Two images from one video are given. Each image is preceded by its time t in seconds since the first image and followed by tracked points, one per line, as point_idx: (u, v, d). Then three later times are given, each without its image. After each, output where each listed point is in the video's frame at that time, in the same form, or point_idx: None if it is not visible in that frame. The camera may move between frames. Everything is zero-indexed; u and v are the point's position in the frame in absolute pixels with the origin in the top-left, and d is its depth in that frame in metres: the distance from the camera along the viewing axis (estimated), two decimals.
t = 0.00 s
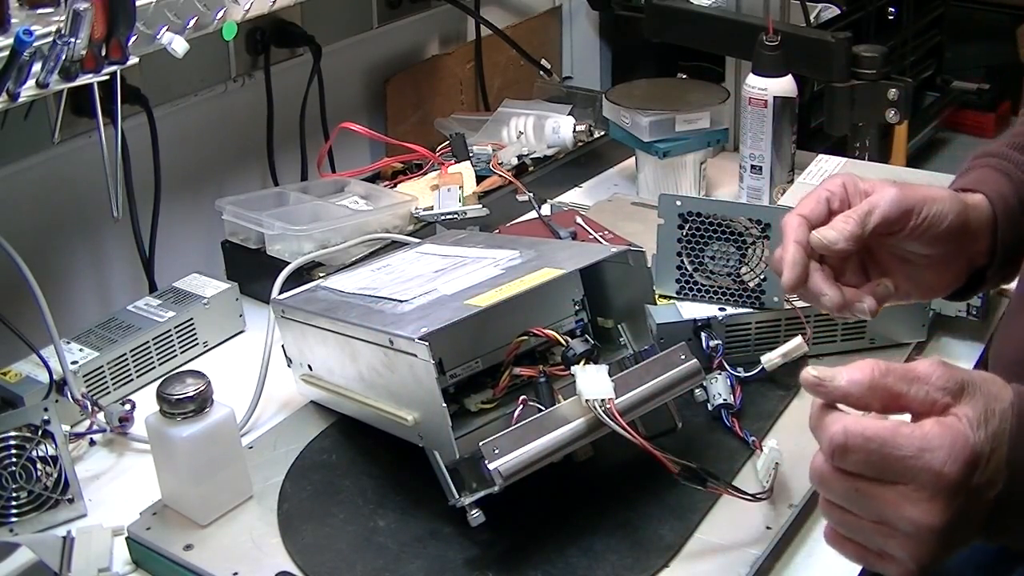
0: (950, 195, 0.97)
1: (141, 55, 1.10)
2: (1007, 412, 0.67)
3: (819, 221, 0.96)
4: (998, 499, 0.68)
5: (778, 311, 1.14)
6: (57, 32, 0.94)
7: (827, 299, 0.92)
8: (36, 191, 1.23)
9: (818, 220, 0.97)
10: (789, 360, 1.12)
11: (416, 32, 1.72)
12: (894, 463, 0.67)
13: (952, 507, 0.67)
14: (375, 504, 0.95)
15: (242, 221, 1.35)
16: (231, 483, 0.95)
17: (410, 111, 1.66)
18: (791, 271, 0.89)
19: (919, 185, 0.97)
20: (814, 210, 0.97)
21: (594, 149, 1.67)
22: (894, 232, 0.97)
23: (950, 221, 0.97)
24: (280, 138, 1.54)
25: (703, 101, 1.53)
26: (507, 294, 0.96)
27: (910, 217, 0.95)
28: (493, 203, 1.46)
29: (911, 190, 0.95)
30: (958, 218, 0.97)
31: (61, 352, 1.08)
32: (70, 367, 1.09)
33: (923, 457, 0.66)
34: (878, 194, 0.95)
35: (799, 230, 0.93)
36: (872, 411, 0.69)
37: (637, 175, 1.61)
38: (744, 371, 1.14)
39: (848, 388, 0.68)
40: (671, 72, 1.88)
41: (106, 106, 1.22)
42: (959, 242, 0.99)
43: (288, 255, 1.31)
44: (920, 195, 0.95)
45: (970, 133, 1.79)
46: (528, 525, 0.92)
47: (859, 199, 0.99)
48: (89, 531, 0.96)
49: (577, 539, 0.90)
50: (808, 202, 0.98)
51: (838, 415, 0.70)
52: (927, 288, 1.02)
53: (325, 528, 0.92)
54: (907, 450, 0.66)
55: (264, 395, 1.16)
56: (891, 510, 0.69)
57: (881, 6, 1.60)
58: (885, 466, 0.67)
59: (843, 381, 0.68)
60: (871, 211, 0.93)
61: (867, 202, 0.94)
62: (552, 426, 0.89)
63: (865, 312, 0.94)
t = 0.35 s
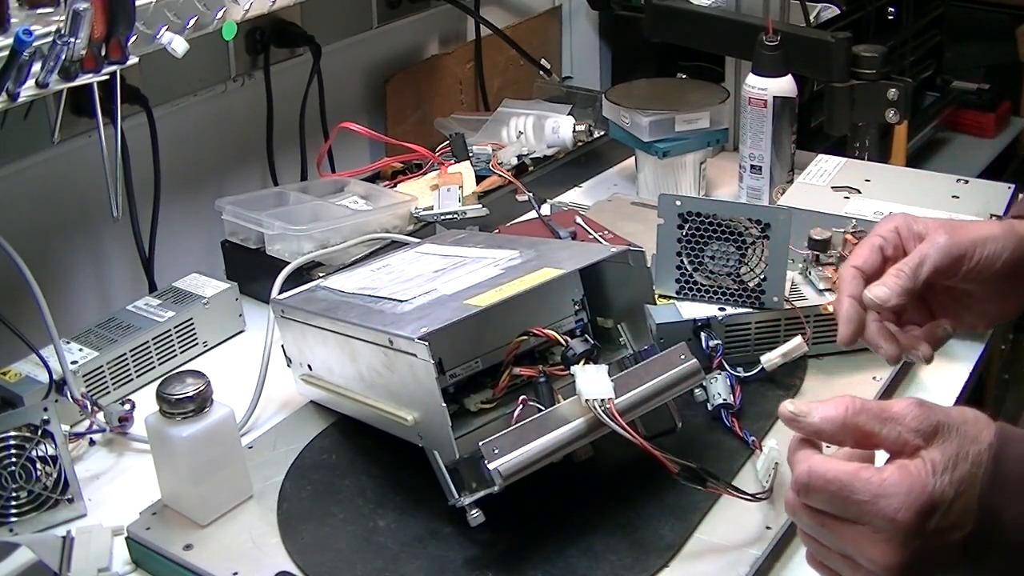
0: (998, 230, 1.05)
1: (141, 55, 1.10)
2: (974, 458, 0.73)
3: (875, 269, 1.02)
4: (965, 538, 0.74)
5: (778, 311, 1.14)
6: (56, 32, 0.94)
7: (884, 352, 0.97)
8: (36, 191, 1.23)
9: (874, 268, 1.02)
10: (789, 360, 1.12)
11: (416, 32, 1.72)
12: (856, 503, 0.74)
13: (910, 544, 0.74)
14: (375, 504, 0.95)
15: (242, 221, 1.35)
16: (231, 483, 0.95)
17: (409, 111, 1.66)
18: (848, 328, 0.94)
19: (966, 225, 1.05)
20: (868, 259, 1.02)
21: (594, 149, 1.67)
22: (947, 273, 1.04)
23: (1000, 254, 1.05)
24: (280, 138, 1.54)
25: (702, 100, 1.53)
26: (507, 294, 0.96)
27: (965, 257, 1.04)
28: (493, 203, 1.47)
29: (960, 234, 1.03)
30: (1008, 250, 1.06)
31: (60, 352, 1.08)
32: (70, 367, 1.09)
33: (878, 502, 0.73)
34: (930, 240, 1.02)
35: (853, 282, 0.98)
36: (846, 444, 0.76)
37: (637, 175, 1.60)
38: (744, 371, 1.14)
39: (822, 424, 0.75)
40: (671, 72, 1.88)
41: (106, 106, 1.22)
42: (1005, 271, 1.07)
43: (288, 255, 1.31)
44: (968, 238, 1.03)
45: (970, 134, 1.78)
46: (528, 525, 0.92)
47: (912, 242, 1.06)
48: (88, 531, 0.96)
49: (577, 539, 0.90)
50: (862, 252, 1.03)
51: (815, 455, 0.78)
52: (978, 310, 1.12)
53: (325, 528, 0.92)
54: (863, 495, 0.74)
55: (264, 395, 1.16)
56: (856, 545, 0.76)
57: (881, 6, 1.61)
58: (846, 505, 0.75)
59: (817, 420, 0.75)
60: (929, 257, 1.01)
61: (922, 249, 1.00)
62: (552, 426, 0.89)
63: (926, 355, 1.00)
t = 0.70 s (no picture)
0: None
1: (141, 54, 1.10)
2: (876, 478, 0.77)
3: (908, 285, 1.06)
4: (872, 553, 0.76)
5: (778, 311, 1.14)
6: (56, 32, 0.94)
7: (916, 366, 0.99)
8: (36, 191, 1.23)
9: (905, 284, 1.05)
10: (789, 360, 1.12)
11: (416, 32, 1.72)
12: (760, 524, 0.77)
13: (813, 559, 0.77)
14: (375, 504, 0.95)
15: (242, 221, 1.35)
16: (231, 483, 0.95)
17: (409, 111, 1.66)
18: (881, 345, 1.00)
19: (998, 237, 1.04)
20: (899, 275, 1.05)
21: (593, 149, 1.67)
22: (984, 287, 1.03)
23: None
24: (280, 138, 1.54)
25: (702, 100, 1.53)
26: (507, 294, 0.96)
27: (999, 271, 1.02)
28: (493, 203, 1.46)
29: (991, 247, 1.02)
30: None
31: (60, 352, 1.08)
32: (70, 367, 1.09)
33: (776, 514, 0.77)
34: (961, 256, 1.02)
35: (885, 300, 1.03)
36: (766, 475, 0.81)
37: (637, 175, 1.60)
38: (744, 371, 1.14)
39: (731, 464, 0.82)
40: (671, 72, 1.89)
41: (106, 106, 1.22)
42: None
43: (288, 255, 1.31)
44: (1001, 250, 1.02)
45: (970, 134, 1.78)
46: (528, 525, 0.92)
47: (945, 254, 1.07)
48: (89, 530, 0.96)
49: (577, 539, 0.90)
50: (895, 266, 1.06)
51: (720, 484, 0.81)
52: None
53: (325, 529, 0.92)
54: (763, 510, 0.77)
55: (264, 395, 1.16)
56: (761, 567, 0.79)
57: (881, 6, 1.61)
58: (750, 528, 0.78)
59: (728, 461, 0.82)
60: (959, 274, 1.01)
61: (954, 266, 1.00)
62: (552, 426, 0.89)
63: (956, 369, 1.01)
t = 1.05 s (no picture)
0: (992, 230, 1.04)
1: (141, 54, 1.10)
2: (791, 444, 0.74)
3: (871, 287, 1.02)
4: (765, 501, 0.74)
5: (778, 311, 1.14)
6: (56, 32, 0.94)
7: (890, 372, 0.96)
8: (36, 191, 1.23)
9: (871, 286, 1.02)
10: (789, 360, 1.12)
11: (416, 32, 1.72)
12: (653, 487, 0.76)
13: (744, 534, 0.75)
14: (375, 504, 0.95)
15: (242, 221, 1.35)
16: (231, 483, 0.95)
17: (409, 111, 1.66)
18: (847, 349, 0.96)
19: (962, 233, 1.04)
20: (865, 278, 1.02)
21: (594, 150, 1.67)
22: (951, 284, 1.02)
23: (996, 257, 1.04)
24: (280, 138, 1.55)
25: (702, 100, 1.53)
26: (507, 294, 0.96)
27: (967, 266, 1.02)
28: (493, 203, 1.46)
29: (959, 243, 1.02)
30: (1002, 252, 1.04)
31: (61, 352, 1.08)
32: (70, 367, 1.09)
33: (662, 478, 0.75)
34: (934, 253, 1.01)
35: (851, 303, 0.99)
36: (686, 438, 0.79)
37: (637, 175, 1.60)
38: (744, 371, 1.14)
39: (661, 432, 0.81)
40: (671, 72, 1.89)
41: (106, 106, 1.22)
42: (1000, 270, 1.06)
43: (288, 255, 1.31)
44: (967, 246, 1.02)
45: (970, 134, 1.78)
46: (527, 525, 0.92)
47: (907, 253, 1.05)
48: (89, 531, 0.96)
49: (577, 539, 0.90)
50: (858, 267, 1.03)
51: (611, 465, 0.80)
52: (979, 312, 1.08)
53: (325, 529, 0.92)
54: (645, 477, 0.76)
55: (264, 395, 1.16)
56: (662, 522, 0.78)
57: (881, 6, 1.61)
58: (643, 497, 0.77)
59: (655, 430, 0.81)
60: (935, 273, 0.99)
61: (929, 264, 0.99)
62: (552, 426, 0.89)
63: (931, 367, 1.01)
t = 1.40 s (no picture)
0: (962, 214, 1.01)
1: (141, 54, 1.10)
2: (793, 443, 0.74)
3: (841, 274, 1.01)
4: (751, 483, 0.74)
5: (778, 311, 1.14)
6: (56, 32, 0.94)
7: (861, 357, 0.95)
8: (35, 191, 1.23)
9: (841, 272, 1.01)
10: (790, 360, 1.12)
11: (416, 32, 1.72)
12: (643, 467, 0.77)
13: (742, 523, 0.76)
14: (375, 504, 0.95)
15: (242, 221, 1.35)
16: (232, 483, 0.95)
17: (409, 111, 1.66)
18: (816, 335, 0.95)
19: (932, 218, 1.02)
20: (835, 264, 1.01)
21: (594, 150, 1.67)
22: (924, 268, 1.00)
23: (972, 239, 1.01)
24: (280, 138, 1.55)
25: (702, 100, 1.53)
26: (507, 294, 0.96)
27: (940, 250, 1.00)
28: (493, 203, 1.46)
29: (929, 229, 1.00)
30: (977, 232, 1.01)
31: (60, 352, 1.08)
32: (70, 367, 1.09)
33: (653, 459, 0.76)
34: (902, 239, 0.99)
35: (821, 290, 0.98)
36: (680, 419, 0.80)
37: (637, 175, 1.60)
38: (744, 371, 1.14)
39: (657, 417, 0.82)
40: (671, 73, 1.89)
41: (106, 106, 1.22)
42: (976, 255, 1.03)
43: (288, 256, 1.31)
44: (938, 230, 1.00)
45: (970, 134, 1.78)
46: (528, 525, 0.92)
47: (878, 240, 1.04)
48: (88, 531, 0.96)
49: (577, 539, 0.90)
50: (828, 255, 1.02)
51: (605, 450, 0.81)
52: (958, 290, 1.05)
53: (325, 528, 0.92)
54: (637, 459, 0.77)
55: (264, 395, 1.16)
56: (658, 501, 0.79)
57: (881, 6, 1.61)
58: (637, 478, 0.78)
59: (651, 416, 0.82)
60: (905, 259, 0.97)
61: (898, 251, 0.97)
62: (552, 426, 0.89)
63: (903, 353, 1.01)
